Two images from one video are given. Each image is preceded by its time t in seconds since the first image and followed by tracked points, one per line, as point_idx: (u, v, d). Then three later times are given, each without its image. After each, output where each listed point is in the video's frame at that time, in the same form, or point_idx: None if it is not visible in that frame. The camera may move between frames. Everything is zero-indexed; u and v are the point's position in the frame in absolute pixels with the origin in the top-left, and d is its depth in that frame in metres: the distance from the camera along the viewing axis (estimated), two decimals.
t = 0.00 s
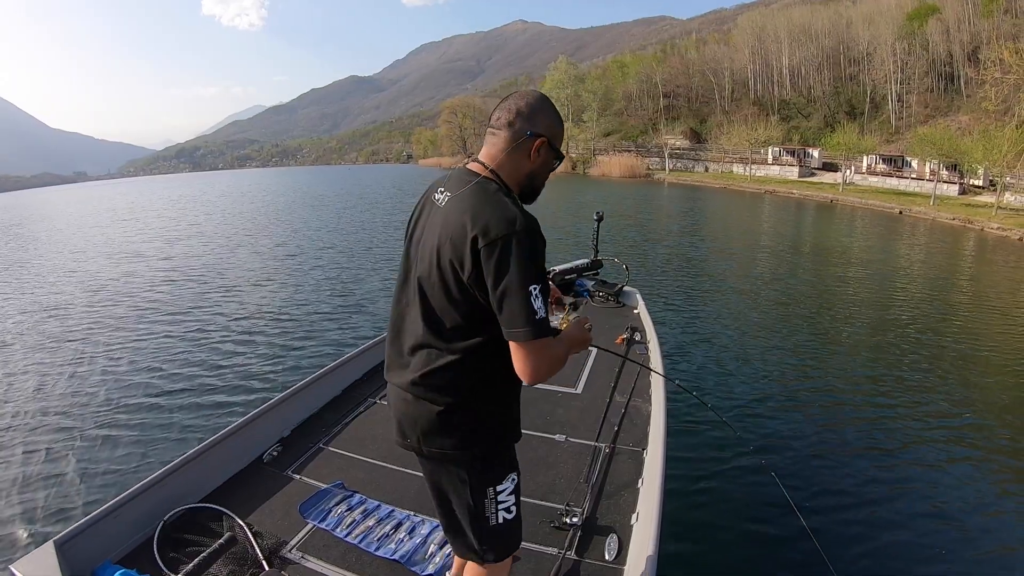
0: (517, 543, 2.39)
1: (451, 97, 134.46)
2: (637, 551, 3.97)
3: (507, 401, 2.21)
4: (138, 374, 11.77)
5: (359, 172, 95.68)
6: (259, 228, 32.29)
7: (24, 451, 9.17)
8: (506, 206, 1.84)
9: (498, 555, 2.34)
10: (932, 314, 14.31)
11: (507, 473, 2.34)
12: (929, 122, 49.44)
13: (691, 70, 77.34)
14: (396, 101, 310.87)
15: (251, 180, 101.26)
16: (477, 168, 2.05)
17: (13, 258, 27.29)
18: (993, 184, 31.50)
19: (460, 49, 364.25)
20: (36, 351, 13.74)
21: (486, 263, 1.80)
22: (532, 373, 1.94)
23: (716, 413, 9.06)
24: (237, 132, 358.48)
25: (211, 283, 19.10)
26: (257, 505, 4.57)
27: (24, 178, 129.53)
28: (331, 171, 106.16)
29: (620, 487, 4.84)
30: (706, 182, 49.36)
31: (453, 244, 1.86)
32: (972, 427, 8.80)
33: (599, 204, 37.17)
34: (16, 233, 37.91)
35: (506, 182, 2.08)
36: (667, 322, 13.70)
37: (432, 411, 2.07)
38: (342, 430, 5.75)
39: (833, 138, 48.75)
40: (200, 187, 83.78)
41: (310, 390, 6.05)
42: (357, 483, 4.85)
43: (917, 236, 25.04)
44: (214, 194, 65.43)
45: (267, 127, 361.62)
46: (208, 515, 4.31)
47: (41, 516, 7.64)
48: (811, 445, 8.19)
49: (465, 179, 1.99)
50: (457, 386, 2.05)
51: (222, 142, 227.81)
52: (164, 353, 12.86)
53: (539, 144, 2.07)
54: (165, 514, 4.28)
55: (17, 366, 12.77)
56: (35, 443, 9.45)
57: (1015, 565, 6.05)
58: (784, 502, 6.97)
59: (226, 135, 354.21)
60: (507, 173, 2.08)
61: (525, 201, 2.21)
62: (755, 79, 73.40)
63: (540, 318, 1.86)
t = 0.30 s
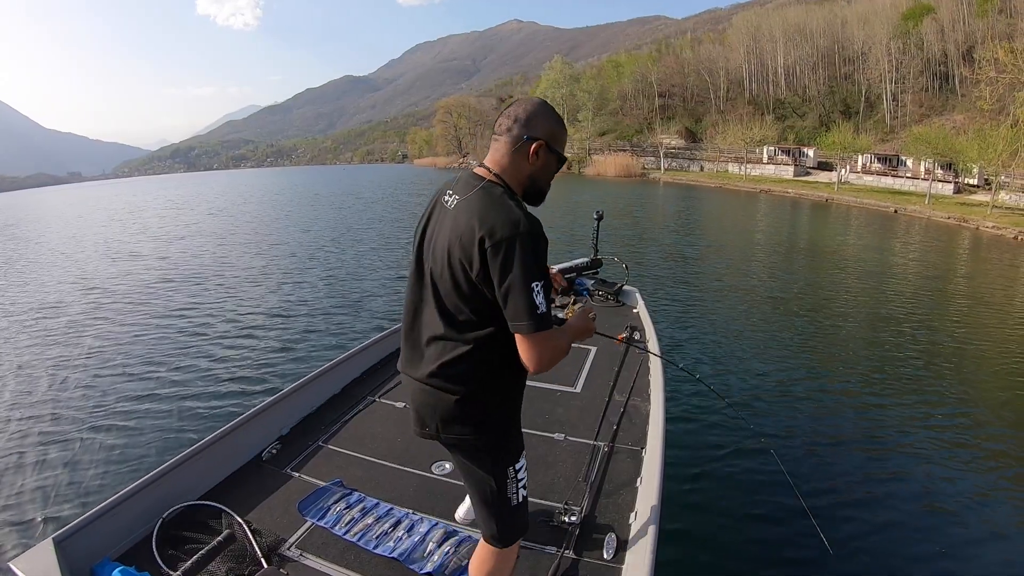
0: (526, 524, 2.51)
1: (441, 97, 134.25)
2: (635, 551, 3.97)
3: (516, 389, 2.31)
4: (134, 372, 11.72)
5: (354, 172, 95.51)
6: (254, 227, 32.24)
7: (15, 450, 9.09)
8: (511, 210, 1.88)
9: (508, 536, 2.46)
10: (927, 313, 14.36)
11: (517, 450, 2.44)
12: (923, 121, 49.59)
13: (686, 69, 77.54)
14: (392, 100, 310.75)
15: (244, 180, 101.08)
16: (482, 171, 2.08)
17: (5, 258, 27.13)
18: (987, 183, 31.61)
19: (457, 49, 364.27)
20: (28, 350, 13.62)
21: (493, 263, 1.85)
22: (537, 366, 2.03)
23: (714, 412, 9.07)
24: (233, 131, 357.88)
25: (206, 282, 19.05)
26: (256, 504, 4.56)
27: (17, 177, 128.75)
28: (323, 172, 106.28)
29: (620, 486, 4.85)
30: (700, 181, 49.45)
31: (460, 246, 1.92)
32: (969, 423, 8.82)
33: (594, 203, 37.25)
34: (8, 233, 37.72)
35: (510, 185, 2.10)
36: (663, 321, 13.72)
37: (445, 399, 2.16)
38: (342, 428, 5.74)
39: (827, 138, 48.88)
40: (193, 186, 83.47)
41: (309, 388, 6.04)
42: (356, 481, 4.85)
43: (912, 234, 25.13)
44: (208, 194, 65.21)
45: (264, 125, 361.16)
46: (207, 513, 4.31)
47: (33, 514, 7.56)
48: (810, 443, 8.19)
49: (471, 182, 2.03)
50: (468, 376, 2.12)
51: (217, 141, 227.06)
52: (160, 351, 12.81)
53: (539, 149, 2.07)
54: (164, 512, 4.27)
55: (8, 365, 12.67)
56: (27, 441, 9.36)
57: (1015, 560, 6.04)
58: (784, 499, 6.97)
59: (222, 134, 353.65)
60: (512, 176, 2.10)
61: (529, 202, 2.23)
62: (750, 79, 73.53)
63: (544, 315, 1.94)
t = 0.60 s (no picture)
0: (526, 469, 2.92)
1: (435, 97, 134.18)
2: (634, 550, 3.98)
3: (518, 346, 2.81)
4: (130, 371, 11.66)
5: (347, 173, 95.22)
6: (247, 227, 32.12)
7: (6, 450, 8.98)
8: (512, 198, 2.40)
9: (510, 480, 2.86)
10: (921, 310, 14.41)
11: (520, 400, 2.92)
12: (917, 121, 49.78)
13: (681, 69, 77.70)
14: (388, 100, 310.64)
15: (237, 180, 100.67)
16: (494, 169, 2.63)
17: None
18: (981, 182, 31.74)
19: (453, 49, 364.28)
20: (22, 350, 13.51)
21: (497, 239, 2.39)
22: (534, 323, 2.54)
23: (712, 408, 9.08)
24: (228, 131, 356.92)
25: (201, 282, 18.96)
26: (254, 502, 4.55)
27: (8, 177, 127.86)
28: (316, 172, 105.99)
29: (619, 485, 4.85)
30: (695, 181, 49.56)
31: (473, 227, 2.46)
32: (962, 417, 8.91)
33: (589, 203, 37.29)
34: None
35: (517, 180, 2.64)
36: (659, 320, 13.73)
37: (463, 350, 2.68)
38: (341, 426, 5.73)
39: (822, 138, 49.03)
40: (185, 187, 83.00)
41: (309, 386, 6.04)
42: (355, 479, 4.85)
43: (906, 233, 25.21)
44: (201, 194, 64.87)
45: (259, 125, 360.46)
46: (206, 512, 4.31)
47: (26, 514, 7.48)
48: (808, 439, 8.20)
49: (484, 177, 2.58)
50: (481, 331, 2.66)
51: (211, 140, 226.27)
52: (156, 350, 12.75)
53: (529, 148, 2.59)
54: (163, 509, 4.26)
55: None
56: (19, 442, 9.27)
57: (1012, 554, 6.05)
58: (783, 494, 6.99)
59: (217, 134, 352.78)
60: (509, 174, 2.64)
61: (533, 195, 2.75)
62: (744, 79, 73.69)
63: (539, 280, 2.45)
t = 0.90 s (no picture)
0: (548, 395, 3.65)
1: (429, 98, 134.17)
2: (639, 553, 3.98)
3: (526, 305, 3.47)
4: (127, 373, 11.61)
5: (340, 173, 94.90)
6: (241, 229, 32.01)
7: (0, 453, 8.90)
8: (511, 185, 3.07)
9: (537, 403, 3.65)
10: (917, 309, 14.44)
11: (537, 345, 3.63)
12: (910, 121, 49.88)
13: (675, 70, 77.82)
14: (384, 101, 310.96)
15: (229, 181, 100.13)
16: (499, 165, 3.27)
17: None
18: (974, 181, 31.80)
19: (450, 50, 364.61)
20: (16, 353, 13.39)
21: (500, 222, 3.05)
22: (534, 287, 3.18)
23: (712, 408, 9.09)
24: (224, 133, 356.70)
25: (196, 284, 18.88)
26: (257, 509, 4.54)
27: None
28: (309, 173, 105.68)
29: (623, 488, 4.85)
30: (689, 181, 49.62)
31: (483, 209, 3.16)
32: (959, 415, 8.93)
33: (584, 203, 37.33)
34: None
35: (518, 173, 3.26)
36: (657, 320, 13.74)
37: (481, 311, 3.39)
38: (344, 432, 5.72)
39: (815, 137, 49.14)
40: (176, 189, 82.48)
41: (312, 393, 6.03)
42: (358, 486, 4.84)
43: (900, 232, 25.25)
44: (194, 196, 64.56)
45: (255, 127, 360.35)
46: (209, 519, 4.30)
47: (23, 518, 7.44)
48: (807, 438, 8.21)
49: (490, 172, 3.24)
50: (495, 296, 3.35)
51: (205, 142, 225.85)
52: (153, 352, 12.69)
53: (527, 145, 3.22)
54: (167, 517, 4.26)
55: None
56: (14, 445, 9.19)
57: (1011, 550, 6.06)
58: (784, 492, 6.99)
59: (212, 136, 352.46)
60: (512, 168, 3.28)
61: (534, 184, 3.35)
62: (738, 79, 73.80)
63: (535, 253, 3.08)
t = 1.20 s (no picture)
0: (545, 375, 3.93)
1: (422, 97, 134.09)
2: (644, 557, 3.98)
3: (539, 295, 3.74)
4: (122, 372, 11.53)
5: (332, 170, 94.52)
6: (233, 226, 31.85)
7: None
8: (531, 190, 3.38)
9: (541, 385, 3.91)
10: (912, 309, 14.47)
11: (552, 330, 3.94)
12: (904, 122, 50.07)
13: (669, 69, 77.85)
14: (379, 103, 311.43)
15: (220, 177, 99.60)
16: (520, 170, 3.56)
17: None
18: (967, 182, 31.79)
19: (445, 53, 365.26)
20: (8, 351, 13.26)
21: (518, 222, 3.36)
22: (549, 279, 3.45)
23: (712, 405, 9.07)
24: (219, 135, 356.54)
25: (191, 281, 18.76)
26: (262, 516, 4.53)
27: None
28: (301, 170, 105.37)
29: (627, 491, 4.85)
30: (683, 179, 49.62)
31: (507, 210, 3.48)
32: (954, 414, 8.94)
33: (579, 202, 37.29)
34: None
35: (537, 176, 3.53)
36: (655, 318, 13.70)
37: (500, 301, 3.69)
38: (348, 439, 5.71)
39: (809, 137, 49.27)
40: (166, 185, 81.91)
41: (317, 400, 6.02)
42: (363, 492, 4.83)
43: (893, 233, 25.33)
44: (186, 193, 64.18)
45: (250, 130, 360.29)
46: (213, 526, 4.28)
47: (17, 514, 7.36)
48: (809, 435, 8.20)
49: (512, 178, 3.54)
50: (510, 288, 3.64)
51: (197, 143, 225.12)
52: (148, 350, 12.62)
53: (545, 154, 3.48)
54: (171, 526, 4.25)
55: None
56: (7, 441, 9.10)
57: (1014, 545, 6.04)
58: (786, 487, 6.97)
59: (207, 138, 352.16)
60: (533, 174, 3.56)
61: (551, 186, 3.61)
62: (732, 78, 73.88)
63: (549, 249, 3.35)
